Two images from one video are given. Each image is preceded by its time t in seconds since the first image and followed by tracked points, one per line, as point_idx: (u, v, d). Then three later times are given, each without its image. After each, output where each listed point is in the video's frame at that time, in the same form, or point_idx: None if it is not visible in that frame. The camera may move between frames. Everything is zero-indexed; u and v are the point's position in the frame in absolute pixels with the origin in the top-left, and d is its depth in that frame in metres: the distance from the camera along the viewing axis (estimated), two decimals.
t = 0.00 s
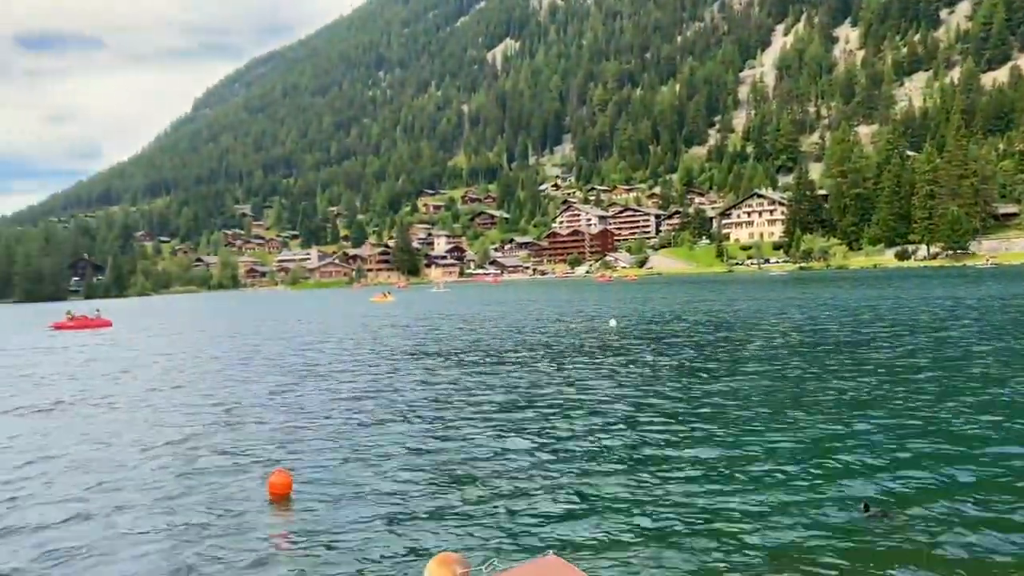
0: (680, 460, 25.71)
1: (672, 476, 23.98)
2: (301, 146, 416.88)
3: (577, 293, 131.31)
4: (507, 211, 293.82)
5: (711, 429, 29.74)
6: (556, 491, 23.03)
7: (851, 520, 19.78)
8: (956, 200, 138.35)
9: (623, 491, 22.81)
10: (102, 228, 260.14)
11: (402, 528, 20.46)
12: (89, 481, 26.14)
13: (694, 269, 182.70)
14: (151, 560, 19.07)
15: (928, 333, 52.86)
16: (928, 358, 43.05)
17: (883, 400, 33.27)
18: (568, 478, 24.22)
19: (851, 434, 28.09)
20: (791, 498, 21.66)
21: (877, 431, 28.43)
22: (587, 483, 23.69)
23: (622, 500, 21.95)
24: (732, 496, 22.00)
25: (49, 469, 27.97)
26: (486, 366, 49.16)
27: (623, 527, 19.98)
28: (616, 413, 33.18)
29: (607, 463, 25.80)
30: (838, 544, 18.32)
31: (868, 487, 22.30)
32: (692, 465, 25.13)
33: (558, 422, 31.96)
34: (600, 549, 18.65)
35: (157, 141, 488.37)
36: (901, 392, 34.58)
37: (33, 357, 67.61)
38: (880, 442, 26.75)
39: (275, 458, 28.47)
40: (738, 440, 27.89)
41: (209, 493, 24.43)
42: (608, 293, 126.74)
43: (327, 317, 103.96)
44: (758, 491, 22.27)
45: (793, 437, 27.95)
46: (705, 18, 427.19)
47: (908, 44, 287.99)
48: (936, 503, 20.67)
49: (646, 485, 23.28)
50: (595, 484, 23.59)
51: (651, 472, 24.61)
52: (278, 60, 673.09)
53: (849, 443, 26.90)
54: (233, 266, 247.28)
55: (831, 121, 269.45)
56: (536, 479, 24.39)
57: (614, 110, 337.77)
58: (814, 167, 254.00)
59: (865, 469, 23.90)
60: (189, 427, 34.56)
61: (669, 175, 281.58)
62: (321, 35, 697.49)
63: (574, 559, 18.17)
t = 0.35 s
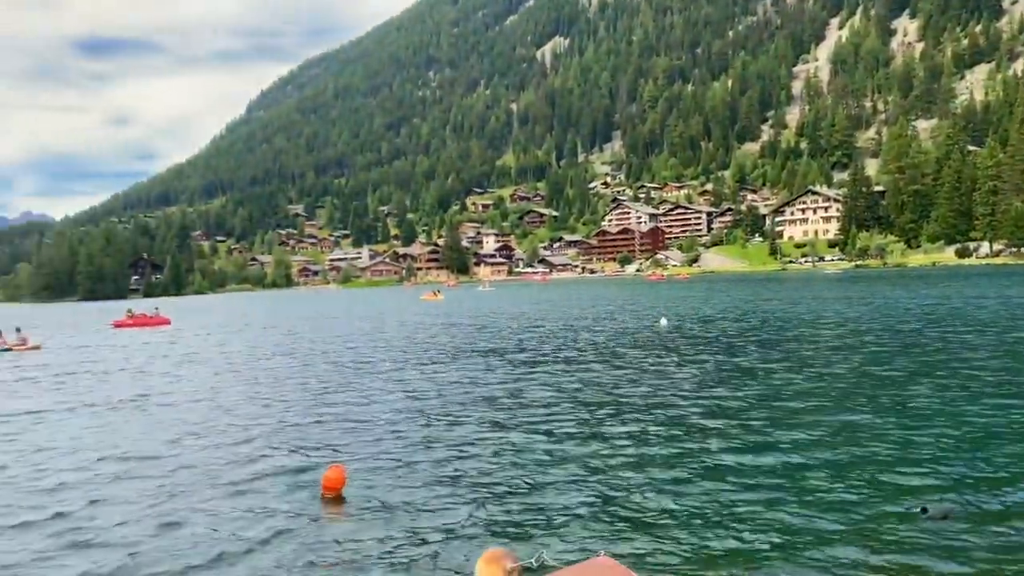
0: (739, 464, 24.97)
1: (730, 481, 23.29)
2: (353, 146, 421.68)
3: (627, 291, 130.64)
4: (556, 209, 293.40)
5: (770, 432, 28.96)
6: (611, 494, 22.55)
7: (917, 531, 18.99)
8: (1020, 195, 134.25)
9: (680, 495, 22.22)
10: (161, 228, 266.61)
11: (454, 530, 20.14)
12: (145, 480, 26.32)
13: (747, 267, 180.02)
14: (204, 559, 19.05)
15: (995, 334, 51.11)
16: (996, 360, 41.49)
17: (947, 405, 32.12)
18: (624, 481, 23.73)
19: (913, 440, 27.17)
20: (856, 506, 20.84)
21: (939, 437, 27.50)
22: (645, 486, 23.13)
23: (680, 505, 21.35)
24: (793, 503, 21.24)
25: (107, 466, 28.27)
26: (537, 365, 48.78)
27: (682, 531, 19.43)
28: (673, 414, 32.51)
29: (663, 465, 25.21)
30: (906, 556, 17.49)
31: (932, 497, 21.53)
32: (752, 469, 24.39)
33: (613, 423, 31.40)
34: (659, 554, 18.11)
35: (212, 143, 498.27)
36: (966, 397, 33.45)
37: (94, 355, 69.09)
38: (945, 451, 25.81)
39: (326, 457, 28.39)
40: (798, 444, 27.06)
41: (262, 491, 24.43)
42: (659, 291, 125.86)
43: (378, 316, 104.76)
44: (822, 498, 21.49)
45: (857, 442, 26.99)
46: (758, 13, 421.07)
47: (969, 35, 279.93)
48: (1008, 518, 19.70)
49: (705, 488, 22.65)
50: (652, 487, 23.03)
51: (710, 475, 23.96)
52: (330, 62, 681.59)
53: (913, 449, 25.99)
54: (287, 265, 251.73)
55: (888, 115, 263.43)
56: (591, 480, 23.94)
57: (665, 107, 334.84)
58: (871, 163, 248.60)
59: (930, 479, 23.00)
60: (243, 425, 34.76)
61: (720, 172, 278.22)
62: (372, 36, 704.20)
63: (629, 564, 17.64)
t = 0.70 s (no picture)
0: (780, 465, 25.07)
1: (774, 482, 23.42)
2: (397, 146, 424.92)
3: (670, 290, 129.78)
4: (599, 207, 292.49)
5: (814, 433, 28.94)
6: (654, 493, 22.84)
7: (959, 532, 18.96)
8: None
9: (723, 493, 22.50)
10: (210, 228, 271.73)
11: (501, 525, 20.67)
12: (207, 471, 27.36)
13: (794, 266, 177.37)
14: (256, 550, 19.71)
15: None
16: None
17: (995, 407, 31.75)
18: (668, 480, 24.01)
19: (960, 442, 26.92)
20: (899, 507, 20.95)
21: (987, 439, 27.23)
22: (684, 485, 23.43)
23: (722, 504, 21.69)
24: (834, 503, 21.43)
25: (169, 458, 29.39)
26: (581, 364, 49.01)
27: (724, 530, 19.74)
28: (714, 415, 32.58)
29: (706, 465, 25.40)
30: (950, 556, 17.66)
31: (978, 498, 21.39)
32: (792, 470, 24.57)
33: (656, 423, 31.53)
34: (700, 550, 18.51)
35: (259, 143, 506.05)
36: (1015, 399, 32.98)
37: (150, 352, 70.95)
38: (992, 453, 25.54)
39: (377, 451, 29.18)
40: (842, 447, 26.90)
41: (315, 483, 25.30)
42: (703, 290, 124.89)
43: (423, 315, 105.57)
44: (865, 500, 21.59)
45: (902, 445, 26.79)
46: (805, 8, 414.84)
47: None
48: None
49: (748, 488, 22.89)
50: (694, 486, 23.28)
51: (752, 475, 24.14)
52: (375, 62, 687.75)
53: (958, 452, 25.80)
54: (332, 264, 254.83)
55: (940, 111, 257.72)
56: (633, 479, 24.25)
57: (710, 105, 331.62)
58: (922, 160, 243.46)
59: (975, 481, 22.83)
60: (295, 420, 35.72)
61: (766, 170, 274.60)
62: (415, 36, 708.23)
63: (672, 560, 18.03)
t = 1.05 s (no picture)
0: (834, 471, 24.36)
1: (827, 488, 22.75)
2: (441, 145, 426.77)
3: (716, 290, 128.21)
4: (644, 205, 290.64)
5: (869, 439, 28.09)
6: (706, 497, 22.33)
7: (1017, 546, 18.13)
8: None
9: (776, 499, 21.91)
10: (258, 227, 275.93)
11: (547, 526, 20.37)
12: (253, 468, 27.59)
13: (843, 265, 174.11)
14: (299, 545, 19.89)
15: None
16: None
17: None
18: (718, 484, 23.42)
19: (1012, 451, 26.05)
20: (960, 517, 20.19)
21: None
22: (736, 490, 22.86)
23: (776, 509, 21.09)
24: (892, 511, 20.70)
25: (216, 455, 29.73)
26: (627, 364, 48.44)
27: (778, 536, 19.18)
28: (765, 418, 31.85)
29: (758, 469, 24.75)
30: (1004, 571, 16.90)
31: None
32: (846, 477, 23.83)
33: (704, 426, 30.92)
34: (740, 556, 18.07)
35: (306, 144, 512.48)
36: None
37: (198, 349, 72.38)
38: None
39: (420, 451, 29.15)
40: (892, 452, 26.14)
41: (360, 481, 25.37)
42: (749, 289, 123.38)
43: (466, 313, 105.87)
44: (912, 507, 20.99)
45: (958, 453, 25.89)
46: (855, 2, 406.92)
47: None
48: None
49: (802, 494, 22.25)
50: (745, 491, 22.72)
51: (805, 481, 23.49)
52: (420, 62, 692.11)
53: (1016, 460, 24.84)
54: (377, 263, 256.99)
55: (996, 105, 250.92)
56: (682, 482, 23.72)
57: (757, 101, 327.12)
58: (977, 156, 237.26)
59: None
60: (340, 419, 35.93)
61: (814, 167, 269.91)
62: (460, 35, 710.24)
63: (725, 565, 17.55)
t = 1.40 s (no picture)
0: (881, 476, 23.93)
1: (871, 491, 22.55)
2: (480, 144, 427.79)
3: (756, 289, 126.90)
4: (683, 203, 288.33)
5: (913, 440, 27.77)
6: (748, 498, 22.26)
7: None
8: None
9: (818, 502, 21.80)
10: (298, 226, 279.02)
11: (586, 525, 20.52)
12: (297, 465, 27.94)
13: (887, 264, 170.99)
14: (346, 538, 20.37)
15: None
16: None
17: None
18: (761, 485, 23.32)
19: None
20: (1006, 521, 19.95)
21: None
22: (779, 492, 22.74)
23: (819, 512, 20.98)
24: (937, 517, 20.46)
25: (259, 452, 30.12)
26: (668, 363, 48.21)
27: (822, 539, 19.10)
28: (808, 419, 31.54)
29: (801, 471, 24.61)
30: None
31: None
32: (893, 482, 23.42)
33: (748, 428, 30.56)
34: (782, 556, 18.11)
35: (347, 143, 517.09)
36: None
37: (244, 346, 73.70)
38: None
39: (461, 448, 29.46)
40: (934, 455, 25.94)
41: (399, 479, 25.56)
42: (792, 288, 121.88)
43: (506, 312, 106.33)
44: (955, 510, 20.81)
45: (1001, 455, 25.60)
46: None
47: None
48: None
49: (845, 496, 22.11)
50: (788, 493, 22.60)
51: (844, 482, 23.44)
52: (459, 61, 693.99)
53: None
54: (416, 261, 258.26)
55: None
56: (724, 484, 23.64)
57: (799, 98, 322.25)
58: None
59: None
60: (381, 416, 36.23)
61: (858, 164, 265.24)
62: (498, 33, 710.98)
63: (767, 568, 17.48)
